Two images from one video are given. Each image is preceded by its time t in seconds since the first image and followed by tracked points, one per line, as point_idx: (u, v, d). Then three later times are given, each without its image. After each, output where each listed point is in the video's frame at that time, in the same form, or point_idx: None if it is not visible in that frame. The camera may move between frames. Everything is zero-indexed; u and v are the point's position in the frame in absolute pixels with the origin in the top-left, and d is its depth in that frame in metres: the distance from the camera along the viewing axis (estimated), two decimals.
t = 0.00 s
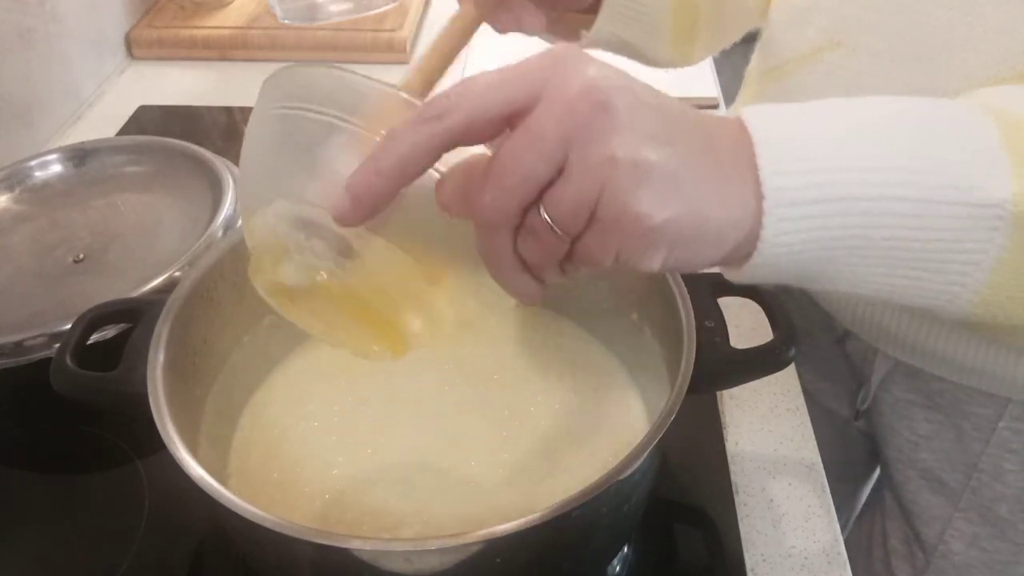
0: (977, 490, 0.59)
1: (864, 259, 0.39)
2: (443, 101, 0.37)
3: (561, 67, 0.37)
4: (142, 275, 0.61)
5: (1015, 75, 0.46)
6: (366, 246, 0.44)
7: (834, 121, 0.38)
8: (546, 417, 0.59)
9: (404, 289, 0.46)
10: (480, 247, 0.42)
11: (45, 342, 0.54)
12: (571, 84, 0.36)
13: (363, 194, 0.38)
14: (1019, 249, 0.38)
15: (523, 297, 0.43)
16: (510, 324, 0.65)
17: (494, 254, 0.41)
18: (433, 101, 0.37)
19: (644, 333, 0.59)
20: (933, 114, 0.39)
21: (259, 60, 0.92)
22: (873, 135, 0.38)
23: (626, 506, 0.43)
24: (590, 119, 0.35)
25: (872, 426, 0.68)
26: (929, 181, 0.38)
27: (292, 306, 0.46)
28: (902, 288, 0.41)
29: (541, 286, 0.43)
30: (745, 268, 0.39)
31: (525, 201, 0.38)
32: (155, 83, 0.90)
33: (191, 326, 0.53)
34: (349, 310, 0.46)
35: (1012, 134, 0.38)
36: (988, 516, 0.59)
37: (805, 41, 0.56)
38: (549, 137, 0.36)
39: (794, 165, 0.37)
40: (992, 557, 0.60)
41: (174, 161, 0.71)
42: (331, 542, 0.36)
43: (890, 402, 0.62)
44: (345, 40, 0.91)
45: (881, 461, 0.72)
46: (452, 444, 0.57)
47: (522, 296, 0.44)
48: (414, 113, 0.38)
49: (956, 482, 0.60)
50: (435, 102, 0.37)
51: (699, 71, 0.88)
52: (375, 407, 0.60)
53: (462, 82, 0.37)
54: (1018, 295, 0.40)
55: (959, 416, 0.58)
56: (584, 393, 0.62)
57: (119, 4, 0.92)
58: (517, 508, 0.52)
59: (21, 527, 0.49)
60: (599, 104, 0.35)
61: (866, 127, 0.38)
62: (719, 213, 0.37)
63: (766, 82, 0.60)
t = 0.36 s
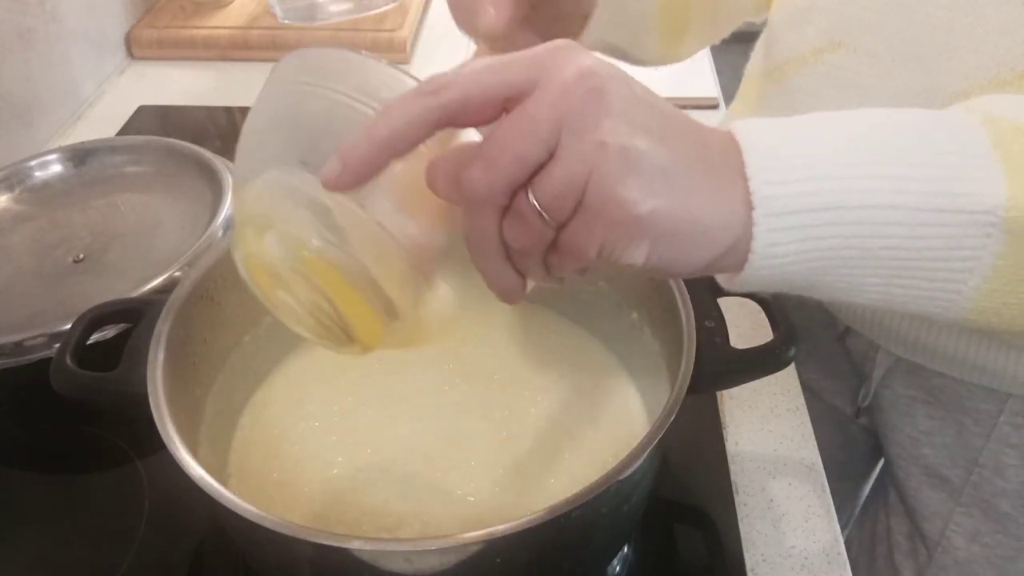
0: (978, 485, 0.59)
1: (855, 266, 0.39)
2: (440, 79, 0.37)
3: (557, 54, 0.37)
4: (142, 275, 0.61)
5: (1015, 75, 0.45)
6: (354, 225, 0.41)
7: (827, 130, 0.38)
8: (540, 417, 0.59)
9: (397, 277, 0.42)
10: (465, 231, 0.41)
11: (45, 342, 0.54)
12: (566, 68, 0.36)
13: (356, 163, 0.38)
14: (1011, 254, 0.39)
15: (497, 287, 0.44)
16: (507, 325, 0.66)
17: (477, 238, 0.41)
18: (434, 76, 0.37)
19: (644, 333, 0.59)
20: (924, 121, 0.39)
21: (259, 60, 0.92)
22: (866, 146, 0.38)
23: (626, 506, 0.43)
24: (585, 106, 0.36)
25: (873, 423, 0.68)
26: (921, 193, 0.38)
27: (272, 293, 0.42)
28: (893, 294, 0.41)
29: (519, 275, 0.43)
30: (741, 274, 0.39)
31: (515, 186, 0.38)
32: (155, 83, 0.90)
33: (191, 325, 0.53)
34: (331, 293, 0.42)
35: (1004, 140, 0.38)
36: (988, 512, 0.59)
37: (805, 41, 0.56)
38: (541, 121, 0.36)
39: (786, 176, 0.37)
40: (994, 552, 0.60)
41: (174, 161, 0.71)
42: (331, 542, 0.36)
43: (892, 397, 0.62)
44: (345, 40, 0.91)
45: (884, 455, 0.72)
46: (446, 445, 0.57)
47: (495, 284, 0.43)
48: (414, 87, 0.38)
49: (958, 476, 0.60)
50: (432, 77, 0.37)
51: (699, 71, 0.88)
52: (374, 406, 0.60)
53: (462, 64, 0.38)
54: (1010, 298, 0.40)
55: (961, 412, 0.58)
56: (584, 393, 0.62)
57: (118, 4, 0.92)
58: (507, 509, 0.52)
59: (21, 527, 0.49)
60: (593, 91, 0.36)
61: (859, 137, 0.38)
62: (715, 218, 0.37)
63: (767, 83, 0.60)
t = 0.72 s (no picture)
0: (985, 475, 0.57)
1: (828, 311, 0.37)
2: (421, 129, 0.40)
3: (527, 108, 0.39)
4: (142, 275, 0.61)
5: (1015, 72, 0.45)
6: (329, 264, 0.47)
7: (782, 176, 0.37)
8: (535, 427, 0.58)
9: (366, 313, 0.48)
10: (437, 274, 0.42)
11: (45, 342, 0.55)
12: (533, 118, 0.38)
13: (331, 202, 0.40)
14: (989, 284, 0.35)
15: (463, 332, 0.43)
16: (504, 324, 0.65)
17: (445, 281, 0.42)
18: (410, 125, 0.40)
19: (644, 333, 0.59)
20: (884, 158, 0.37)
21: (259, 60, 0.92)
22: (823, 188, 0.36)
23: (626, 506, 0.43)
24: (549, 149, 0.37)
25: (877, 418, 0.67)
26: (882, 231, 0.35)
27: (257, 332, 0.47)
28: (871, 332, 0.38)
29: (485, 322, 0.43)
30: (714, 323, 0.38)
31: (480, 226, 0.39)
32: (155, 83, 0.90)
33: (191, 326, 0.53)
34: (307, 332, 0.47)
35: (965, 170, 0.35)
36: (994, 500, 0.58)
37: (806, 41, 0.55)
38: (506, 161, 0.37)
39: (741, 225, 0.35)
40: (1003, 541, 0.58)
41: (174, 160, 0.71)
42: (331, 542, 0.36)
43: (895, 392, 0.61)
44: (345, 40, 0.91)
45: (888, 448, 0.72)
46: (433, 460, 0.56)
47: (462, 330, 0.43)
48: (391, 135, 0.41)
49: (966, 469, 0.59)
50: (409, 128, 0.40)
51: (699, 70, 0.88)
52: (373, 407, 0.60)
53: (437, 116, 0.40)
54: (997, 327, 0.37)
55: (965, 404, 0.57)
56: (583, 392, 0.62)
57: (118, 4, 0.92)
58: (495, 519, 0.52)
59: (21, 526, 0.49)
60: (558, 135, 0.37)
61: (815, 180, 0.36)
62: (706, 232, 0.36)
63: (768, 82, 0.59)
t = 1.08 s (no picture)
0: (982, 471, 0.58)
1: (830, 319, 0.37)
2: (429, 121, 0.39)
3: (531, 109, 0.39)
4: (142, 275, 0.61)
5: (1007, 74, 0.45)
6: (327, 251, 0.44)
7: (786, 184, 0.37)
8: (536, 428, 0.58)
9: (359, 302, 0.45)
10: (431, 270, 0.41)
11: (45, 342, 0.55)
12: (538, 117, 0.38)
13: (334, 187, 0.39)
14: (991, 291, 0.35)
15: (458, 328, 0.42)
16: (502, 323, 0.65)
17: (443, 274, 0.41)
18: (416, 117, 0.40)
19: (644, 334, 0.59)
20: (887, 166, 0.37)
21: (259, 59, 0.92)
22: (826, 197, 0.36)
23: (626, 506, 0.43)
24: (553, 147, 0.36)
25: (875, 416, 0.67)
26: (886, 237, 0.35)
27: (261, 314, 0.48)
28: (871, 339, 0.38)
29: (483, 321, 0.43)
30: (717, 331, 0.38)
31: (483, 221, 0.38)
32: (155, 83, 0.90)
33: (191, 326, 0.53)
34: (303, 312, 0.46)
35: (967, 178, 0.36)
36: (991, 496, 0.58)
37: (799, 42, 0.55)
38: (510, 157, 0.36)
39: (744, 234, 0.35)
40: (998, 538, 0.59)
41: (174, 160, 0.71)
42: (332, 542, 0.36)
43: (894, 389, 0.61)
44: (345, 40, 0.91)
45: (884, 447, 0.71)
46: (434, 454, 0.56)
47: (456, 325, 0.42)
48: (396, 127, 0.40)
49: (961, 464, 0.59)
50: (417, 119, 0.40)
51: (699, 70, 0.88)
52: (373, 408, 0.60)
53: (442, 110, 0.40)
54: (999, 332, 0.37)
55: (962, 400, 0.57)
56: (585, 393, 0.62)
57: (118, 4, 0.92)
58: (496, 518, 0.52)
59: (21, 526, 0.49)
60: (562, 133, 0.37)
61: (818, 188, 0.36)
62: (705, 232, 0.36)
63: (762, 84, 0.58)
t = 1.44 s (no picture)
0: (974, 472, 0.57)
1: (834, 328, 0.37)
2: (431, 123, 0.40)
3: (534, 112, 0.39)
4: (143, 275, 0.61)
5: (1004, 79, 0.44)
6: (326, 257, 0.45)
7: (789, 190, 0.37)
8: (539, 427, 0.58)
9: (358, 302, 0.46)
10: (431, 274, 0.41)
11: (45, 342, 0.55)
12: (540, 121, 0.38)
13: (332, 186, 0.40)
14: (996, 299, 0.35)
15: (457, 333, 0.43)
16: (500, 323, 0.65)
17: (442, 277, 0.41)
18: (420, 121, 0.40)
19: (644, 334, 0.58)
20: (890, 173, 0.37)
21: (259, 59, 0.93)
22: (829, 204, 0.36)
23: (626, 506, 0.43)
24: (556, 151, 0.37)
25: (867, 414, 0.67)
26: (891, 245, 0.35)
27: (258, 315, 0.46)
28: (874, 348, 0.38)
29: (481, 324, 0.43)
30: (720, 340, 0.37)
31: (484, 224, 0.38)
32: (155, 83, 0.90)
33: (191, 327, 0.53)
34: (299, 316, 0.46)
35: (970, 185, 0.35)
36: (983, 498, 0.58)
37: (795, 41, 0.55)
38: (512, 161, 0.37)
39: (747, 242, 0.35)
40: (989, 539, 0.58)
41: (174, 160, 0.71)
42: (332, 542, 0.36)
43: (887, 387, 0.61)
44: (345, 40, 0.91)
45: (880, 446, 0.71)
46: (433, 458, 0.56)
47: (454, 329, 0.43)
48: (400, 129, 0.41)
49: (954, 465, 0.58)
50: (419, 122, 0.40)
51: (699, 71, 0.88)
52: (374, 409, 0.60)
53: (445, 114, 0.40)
54: (1002, 341, 0.36)
55: (955, 400, 0.57)
56: (586, 394, 0.61)
57: (118, 4, 0.92)
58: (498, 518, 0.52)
59: (21, 527, 0.49)
60: (565, 136, 0.37)
61: (822, 195, 0.36)
62: (709, 238, 0.36)
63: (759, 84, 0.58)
